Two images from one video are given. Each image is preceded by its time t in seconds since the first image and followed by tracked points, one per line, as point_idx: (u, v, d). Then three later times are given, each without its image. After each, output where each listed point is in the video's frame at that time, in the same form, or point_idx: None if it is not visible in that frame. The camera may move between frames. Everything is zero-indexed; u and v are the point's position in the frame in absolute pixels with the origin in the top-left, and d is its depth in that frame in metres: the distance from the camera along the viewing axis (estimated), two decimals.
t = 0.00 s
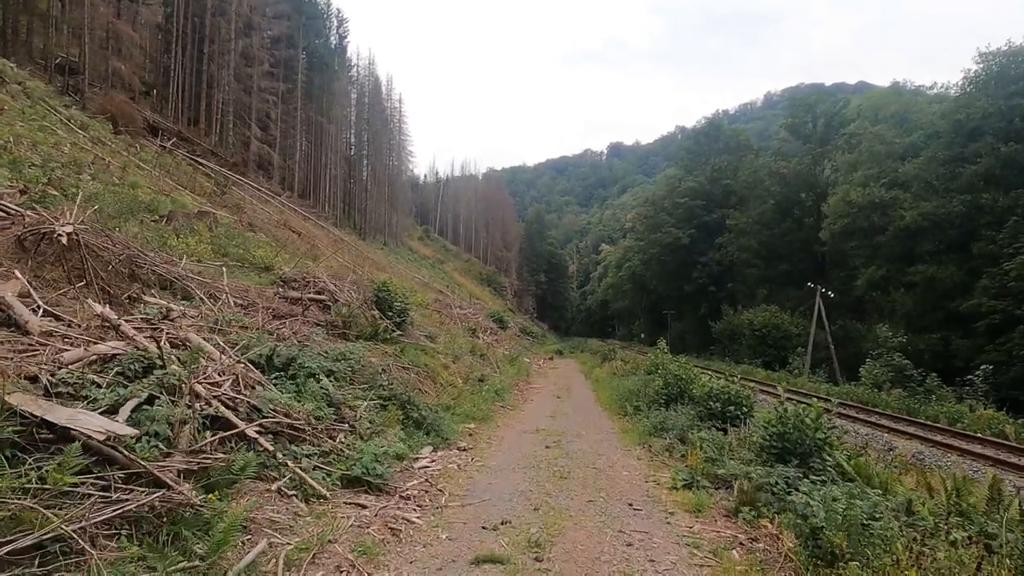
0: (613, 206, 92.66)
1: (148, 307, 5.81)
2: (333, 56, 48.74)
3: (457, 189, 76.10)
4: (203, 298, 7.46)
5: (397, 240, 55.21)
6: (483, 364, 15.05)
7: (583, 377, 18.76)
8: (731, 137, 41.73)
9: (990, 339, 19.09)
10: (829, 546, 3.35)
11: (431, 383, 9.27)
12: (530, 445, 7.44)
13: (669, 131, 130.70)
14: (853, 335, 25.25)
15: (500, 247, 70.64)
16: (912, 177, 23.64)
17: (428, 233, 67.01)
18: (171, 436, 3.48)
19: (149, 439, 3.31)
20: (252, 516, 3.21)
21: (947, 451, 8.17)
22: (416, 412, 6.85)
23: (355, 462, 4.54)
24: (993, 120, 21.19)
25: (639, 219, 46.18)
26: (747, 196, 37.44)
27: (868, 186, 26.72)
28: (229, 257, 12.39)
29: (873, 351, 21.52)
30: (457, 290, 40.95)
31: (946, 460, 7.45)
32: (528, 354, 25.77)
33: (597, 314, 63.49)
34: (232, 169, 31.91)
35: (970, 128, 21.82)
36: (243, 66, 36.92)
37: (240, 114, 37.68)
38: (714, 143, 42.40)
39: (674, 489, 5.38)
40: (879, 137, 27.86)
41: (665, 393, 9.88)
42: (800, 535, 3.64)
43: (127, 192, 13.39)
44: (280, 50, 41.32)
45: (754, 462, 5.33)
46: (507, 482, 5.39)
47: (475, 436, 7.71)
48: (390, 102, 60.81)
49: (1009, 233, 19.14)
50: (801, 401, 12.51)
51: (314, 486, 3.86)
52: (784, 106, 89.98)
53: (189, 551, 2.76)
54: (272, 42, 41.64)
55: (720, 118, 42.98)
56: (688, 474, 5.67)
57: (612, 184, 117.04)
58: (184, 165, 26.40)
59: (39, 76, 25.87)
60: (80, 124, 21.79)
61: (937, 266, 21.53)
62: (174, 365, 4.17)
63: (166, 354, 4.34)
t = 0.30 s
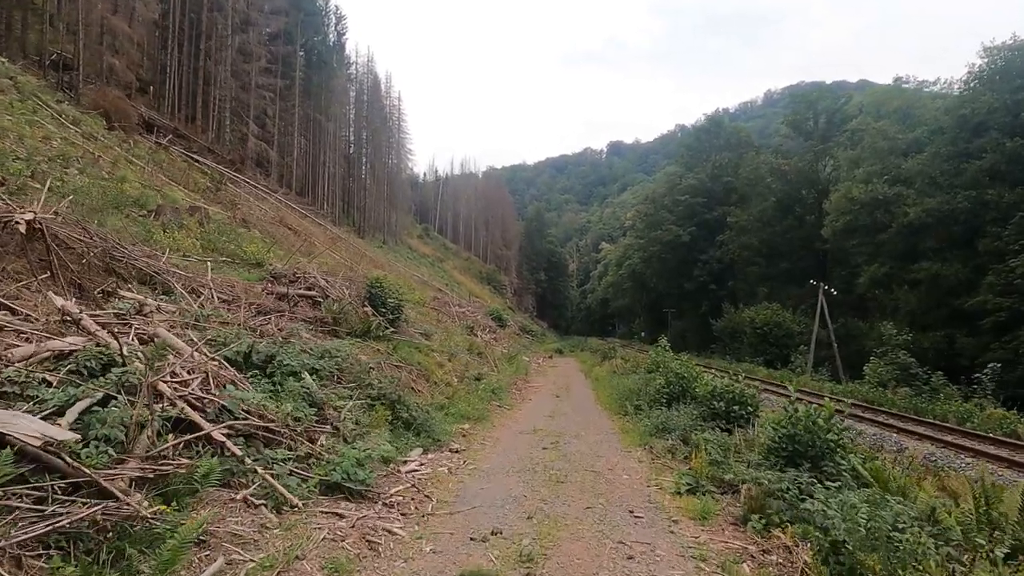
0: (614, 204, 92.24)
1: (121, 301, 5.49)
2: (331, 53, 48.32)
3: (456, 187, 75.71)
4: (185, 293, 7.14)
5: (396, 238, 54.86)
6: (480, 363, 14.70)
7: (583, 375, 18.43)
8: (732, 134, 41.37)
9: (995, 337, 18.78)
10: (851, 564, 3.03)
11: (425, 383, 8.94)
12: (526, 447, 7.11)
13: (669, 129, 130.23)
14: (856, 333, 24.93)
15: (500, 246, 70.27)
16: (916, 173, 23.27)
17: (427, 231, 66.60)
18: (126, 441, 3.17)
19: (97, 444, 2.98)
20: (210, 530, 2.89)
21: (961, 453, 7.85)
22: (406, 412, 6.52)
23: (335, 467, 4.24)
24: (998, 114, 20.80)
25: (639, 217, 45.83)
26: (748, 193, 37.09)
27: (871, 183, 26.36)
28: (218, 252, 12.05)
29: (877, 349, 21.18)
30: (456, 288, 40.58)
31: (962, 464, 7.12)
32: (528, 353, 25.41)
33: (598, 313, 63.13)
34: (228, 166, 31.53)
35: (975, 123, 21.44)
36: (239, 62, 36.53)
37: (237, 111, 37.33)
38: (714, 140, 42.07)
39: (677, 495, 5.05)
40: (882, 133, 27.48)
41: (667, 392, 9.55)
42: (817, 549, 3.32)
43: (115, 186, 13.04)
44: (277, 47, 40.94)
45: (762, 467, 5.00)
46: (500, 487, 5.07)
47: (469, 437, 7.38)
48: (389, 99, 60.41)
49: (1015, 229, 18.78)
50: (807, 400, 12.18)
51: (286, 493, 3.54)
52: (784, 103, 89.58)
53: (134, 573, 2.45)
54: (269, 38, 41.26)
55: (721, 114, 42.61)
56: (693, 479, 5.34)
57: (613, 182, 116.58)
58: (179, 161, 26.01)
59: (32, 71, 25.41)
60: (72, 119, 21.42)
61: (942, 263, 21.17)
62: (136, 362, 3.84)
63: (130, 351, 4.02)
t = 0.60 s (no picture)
0: (614, 203, 91.94)
1: (95, 300, 5.19)
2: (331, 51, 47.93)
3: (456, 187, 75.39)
4: (168, 291, 6.83)
5: (396, 237, 54.52)
6: (479, 363, 14.42)
7: (584, 375, 18.15)
8: (734, 132, 41.04)
9: (1001, 336, 18.46)
10: None
11: (420, 384, 8.65)
12: (525, 452, 6.80)
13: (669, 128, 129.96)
14: (860, 332, 24.61)
15: (499, 245, 69.98)
16: (920, 170, 22.93)
17: (428, 231, 66.25)
18: (78, 455, 2.86)
19: (42, 459, 2.67)
20: (168, 555, 2.58)
21: (976, 458, 7.58)
22: (400, 416, 6.22)
23: (317, 477, 3.94)
24: (1004, 110, 20.43)
25: (640, 215, 45.52)
26: (749, 191, 36.77)
27: (874, 180, 26.03)
28: (209, 251, 11.75)
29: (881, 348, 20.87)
30: (456, 287, 40.25)
31: (980, 469, 6.85)
32: (528, 353, 25.09)
33: (598, 313, 62.86)
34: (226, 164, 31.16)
35: (980, 119, 21.06)
36: (236, 61, 36.17)
37: (234, 109, 36.99)
38: (715, 139, 41.76)
39: (684, 505, 4.74)
40: (886, 130, 27.14)
41: (671, 394, 9.24)
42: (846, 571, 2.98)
43: (104, 184, 12.72)
44: (275, 45, 40.62)
45: (775, 475, 4.69)
46: (496, 497, 4.76)
47: (464, 442, 7.08)
48: (388, 98, 60.08)
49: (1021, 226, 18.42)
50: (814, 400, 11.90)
51: (258, 509, 3.23)
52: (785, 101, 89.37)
53: None
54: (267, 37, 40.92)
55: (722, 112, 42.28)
56: (700, 488, 5.03)
57: (613, 182, 116.31)
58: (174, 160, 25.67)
59: (26, 68, 25.06)
60: (65, 116, 21.10)
61: (947, 261, 20.82)
62: (96, 365, 3.51)
63: (92, 352, 3.70)
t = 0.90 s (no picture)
0: (614, 202, 91.58)
1: (61, 299, 4.84)
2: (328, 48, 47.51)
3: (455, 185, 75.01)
4: (147, 290, 6.49)
5: (395, 236, 54.11)
6: (476, 363, 14.08)
7: (584, 375, 17.82)
8: (735, 129, 40.67)
9: (1007, 335, 18.13)
10: None
11: (413, 386, 8.30)
12: (522, 458, 6.46)
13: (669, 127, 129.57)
14: (862, 330, 24.27)
15: (499, 244, 69.62)
16: (924, 166, 22.54)
17: (426, 230, 65.83)
18: (10, 472, 2.52)
19: None
20: None
21: (993, 464, 7.24)
22: (389, 421, 5.87)
23: (293, 491, 3.60)
24: (1009, 106, 20.06)
25: (640, 213, 45.16)
26: (750, 189, 36.42)
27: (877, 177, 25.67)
28: (197, 248, 11.40)
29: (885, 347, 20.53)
30: (454, 286, 39.87)
31: (1000, 476, 6.51)
32: (527, 352, 24.72)
33: (597, 312, 62.50)
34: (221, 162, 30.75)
35: (984, 115, 20.69)
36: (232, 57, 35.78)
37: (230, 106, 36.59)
38: (715, 136, 41.40)
39: (693, 518, 4.41)
40: (888, 126, 26.78)
41: (675, 396, 8.90)
42: None
43: (91, 179, 12.35)
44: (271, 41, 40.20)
45: (790, 486, 4.36)
46: (490, 509, 4.42)
47: (459, 447, 6.73)
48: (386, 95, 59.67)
49: None
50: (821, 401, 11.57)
51: (221, 532, 2.89)
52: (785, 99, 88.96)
53: None
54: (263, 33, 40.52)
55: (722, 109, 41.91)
56: (710, 499, 4.69)
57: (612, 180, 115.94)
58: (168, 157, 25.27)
59: (18, 65, 24.64)
60: (56, 112, 20.72)
61: (951, 259, 20.47)
62: (42, 371, 3.14)
63: (41, 356, 3.36)
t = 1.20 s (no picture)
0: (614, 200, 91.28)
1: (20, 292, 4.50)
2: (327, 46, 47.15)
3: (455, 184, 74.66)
4: (122, 284, 6.16)
5: (394, 234, 53.76)
6: (473, 362, 13.74)
7: (583, 375, 17.51)
8: (736, 126, 40.31)
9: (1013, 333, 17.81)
10: None
11: (405, 386, 7.98)
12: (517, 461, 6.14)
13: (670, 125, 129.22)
14: (865, 329, 23.94)
15: (498, 243, 69.33)
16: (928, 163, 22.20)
17: (426, 229, 65.48)
18: None
19: None
20: None
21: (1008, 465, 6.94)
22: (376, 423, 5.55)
23: (260, 503, 3.28)
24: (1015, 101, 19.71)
25: (640, 212, 44.83)
26: (751, 186, 36.08)
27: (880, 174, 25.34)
28: (185, 245, 11.06)
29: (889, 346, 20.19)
30: (453, 285, 39.52)
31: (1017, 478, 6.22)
32: (526, 351, 24.38)
33: (597, 311, 62.19)
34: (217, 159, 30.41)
35: (989, 110, 20.35)
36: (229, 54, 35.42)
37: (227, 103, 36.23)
38: (716, 133, 41.06)
39: (698, 529, 4.08)
40: (891, 122, 26.43)
41: (677, 396, 8.58)
42: None
43: (77, 174, 12.00)
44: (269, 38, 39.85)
45: (804, 494, 4.04)
46: (480, 519, 4.09)
47: (450, 450, 6.41)
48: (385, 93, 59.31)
49: None
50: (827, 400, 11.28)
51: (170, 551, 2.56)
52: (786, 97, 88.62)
53: None
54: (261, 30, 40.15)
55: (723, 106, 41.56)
56: (717, 507, 4.36)
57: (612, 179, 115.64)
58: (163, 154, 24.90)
59: (10, 61, 24.26)
60: (46, 108, 20.35)
61: (955, 256, 20.14)
62: None
63: None
